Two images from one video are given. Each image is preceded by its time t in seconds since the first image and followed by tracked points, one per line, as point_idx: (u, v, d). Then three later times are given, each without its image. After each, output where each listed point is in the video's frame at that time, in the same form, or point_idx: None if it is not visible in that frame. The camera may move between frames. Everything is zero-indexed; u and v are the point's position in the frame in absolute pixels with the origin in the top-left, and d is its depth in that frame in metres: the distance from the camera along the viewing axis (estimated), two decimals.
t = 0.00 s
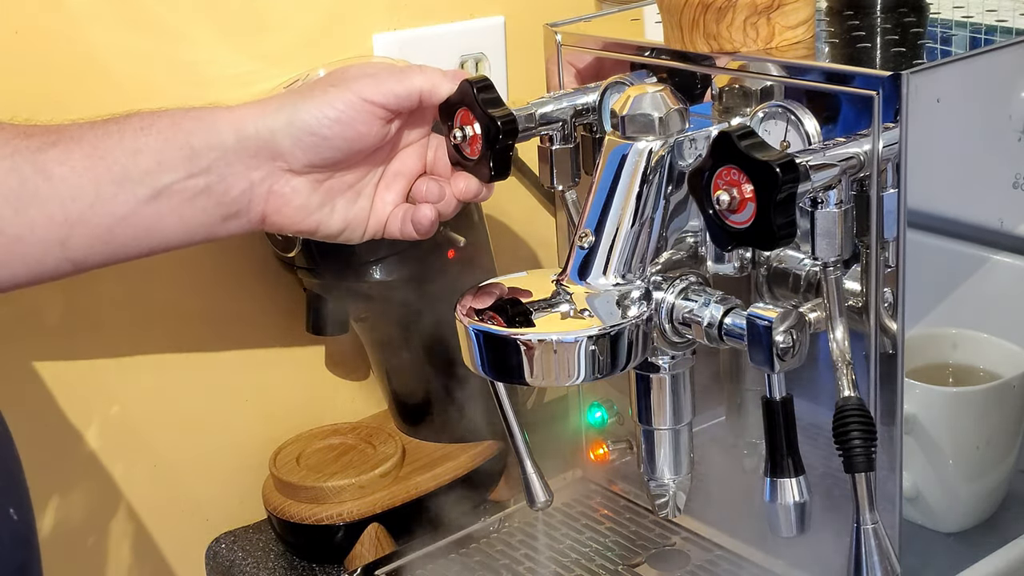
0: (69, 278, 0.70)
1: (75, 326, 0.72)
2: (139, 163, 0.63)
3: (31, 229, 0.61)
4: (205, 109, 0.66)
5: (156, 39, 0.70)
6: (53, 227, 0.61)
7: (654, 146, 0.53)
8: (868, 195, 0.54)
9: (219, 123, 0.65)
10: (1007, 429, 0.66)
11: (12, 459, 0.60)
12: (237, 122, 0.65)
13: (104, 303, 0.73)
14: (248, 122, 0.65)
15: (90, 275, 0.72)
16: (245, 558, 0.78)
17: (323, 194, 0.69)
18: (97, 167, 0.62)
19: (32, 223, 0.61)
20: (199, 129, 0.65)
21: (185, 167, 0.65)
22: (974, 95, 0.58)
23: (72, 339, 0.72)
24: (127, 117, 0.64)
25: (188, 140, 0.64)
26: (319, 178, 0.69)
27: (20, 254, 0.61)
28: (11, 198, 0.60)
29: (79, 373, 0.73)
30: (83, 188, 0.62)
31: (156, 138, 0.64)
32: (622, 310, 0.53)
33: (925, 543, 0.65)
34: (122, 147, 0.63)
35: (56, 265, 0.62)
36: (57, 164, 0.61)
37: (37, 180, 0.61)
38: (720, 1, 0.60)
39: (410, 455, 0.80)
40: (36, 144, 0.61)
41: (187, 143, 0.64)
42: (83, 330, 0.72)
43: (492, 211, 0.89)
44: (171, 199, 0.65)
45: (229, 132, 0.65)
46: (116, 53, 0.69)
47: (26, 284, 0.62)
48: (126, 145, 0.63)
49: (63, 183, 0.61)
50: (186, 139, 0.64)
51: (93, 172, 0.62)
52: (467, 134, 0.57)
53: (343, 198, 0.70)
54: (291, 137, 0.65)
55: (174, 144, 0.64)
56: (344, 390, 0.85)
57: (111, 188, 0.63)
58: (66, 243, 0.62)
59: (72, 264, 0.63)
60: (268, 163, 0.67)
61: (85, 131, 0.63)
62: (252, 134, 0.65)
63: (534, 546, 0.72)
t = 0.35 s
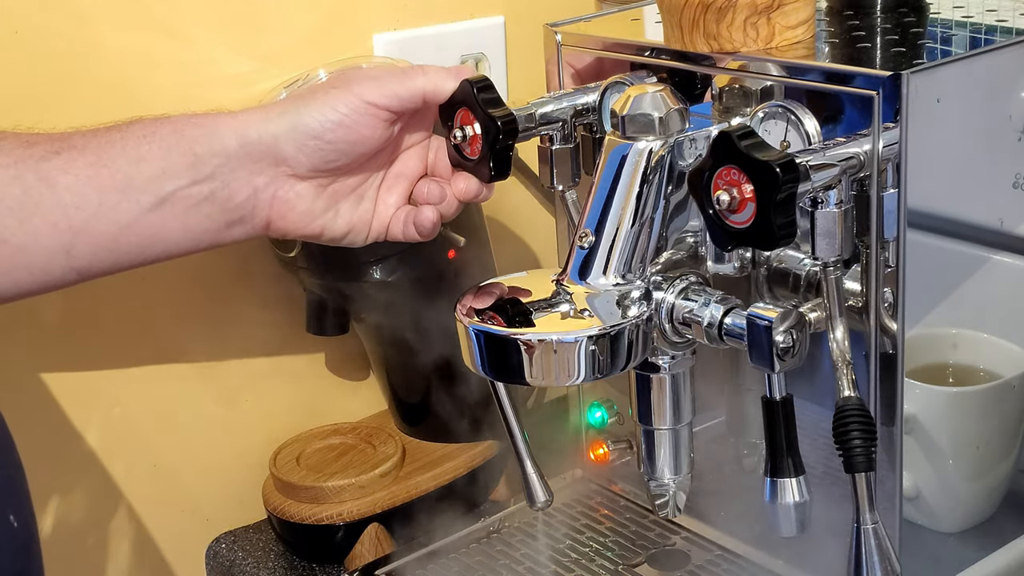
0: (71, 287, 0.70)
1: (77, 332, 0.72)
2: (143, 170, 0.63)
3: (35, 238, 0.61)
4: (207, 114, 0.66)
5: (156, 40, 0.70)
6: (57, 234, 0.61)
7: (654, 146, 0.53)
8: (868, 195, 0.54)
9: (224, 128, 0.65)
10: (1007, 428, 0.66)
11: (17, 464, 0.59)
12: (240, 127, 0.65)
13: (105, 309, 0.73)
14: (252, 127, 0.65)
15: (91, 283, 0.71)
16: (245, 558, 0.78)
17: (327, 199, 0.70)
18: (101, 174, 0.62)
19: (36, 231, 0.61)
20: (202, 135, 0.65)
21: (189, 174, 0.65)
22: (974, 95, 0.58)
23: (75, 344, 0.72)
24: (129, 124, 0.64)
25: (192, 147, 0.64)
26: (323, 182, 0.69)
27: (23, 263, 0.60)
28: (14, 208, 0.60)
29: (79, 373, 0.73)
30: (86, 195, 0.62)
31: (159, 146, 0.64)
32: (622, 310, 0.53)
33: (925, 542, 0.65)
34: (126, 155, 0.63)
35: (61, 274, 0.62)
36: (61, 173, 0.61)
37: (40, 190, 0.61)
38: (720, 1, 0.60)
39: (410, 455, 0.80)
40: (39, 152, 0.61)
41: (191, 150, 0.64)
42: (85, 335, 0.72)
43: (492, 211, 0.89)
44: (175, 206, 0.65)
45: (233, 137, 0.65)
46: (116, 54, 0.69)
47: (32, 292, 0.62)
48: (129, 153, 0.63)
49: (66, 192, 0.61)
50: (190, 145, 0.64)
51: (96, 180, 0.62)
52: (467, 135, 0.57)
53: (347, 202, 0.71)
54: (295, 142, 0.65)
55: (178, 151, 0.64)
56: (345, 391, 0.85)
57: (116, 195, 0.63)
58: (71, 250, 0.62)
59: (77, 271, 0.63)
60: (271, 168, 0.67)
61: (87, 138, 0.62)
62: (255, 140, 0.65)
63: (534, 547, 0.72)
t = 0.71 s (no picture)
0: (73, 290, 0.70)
1: (77, 333, 0.72)
2: (145, 172, 0.63)
3: (39, 241, 0.61)
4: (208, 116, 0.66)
5: (156, 40, 0.70)
6: (60, 237, 0.61)
7: (654, 146, 0.53)
8: (868, 195, 0.54)
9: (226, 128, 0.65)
10: (1007, 428, 0.66)
11: (19, 466, 0.59)
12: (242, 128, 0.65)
13: (106, 310, 0.73)
14: (255, 128, 0.65)
15: (93, 286, 0.71)
16: (245, 558, 0.78)
17: (329, 199, 0.70)
18: (103, 176, 0.62)
19: (38, 234, 0.61)
20: (205, 136, 0.65)
21: (191, 175, 0.65)
22: (974, 95, 0.58)
23: (76, 346, 0.72)
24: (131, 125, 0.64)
25: (194, 149, 0.64)
26: (326, 184, 0.69)
27: (26, 266, 0.61)
28: (16, 211, 0.60)
29: (79, 373, 0.73)
30: (88, 197, 0.62)
31: (161, 148, 0.63)
32: (622, 310, 0.53)
33: (925, 543, 0.65)
34: (129, 157, 0.63)
35: (64, 276, 0.62)
36: (63, 175, 0.61)
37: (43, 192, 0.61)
38: (720, 1, 0.60)
39: (410, 455, 0.80)
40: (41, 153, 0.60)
41: (194, 151, 0.64)
42: (86, 337, 0.73)
43: (491, 212, 0.89)
44: (177, 208, 0.65)
45: (235, 139, 0.65)
46: (116, 54, 0.69)
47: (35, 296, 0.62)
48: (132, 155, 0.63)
49: (69, 194, 0.61)
50: (192, 147, 0.64)
51: (100, 183, 0.62)
52: (467, 135, 0.57)
53: (349, 203, 0.71)
54: (297, 142, 0.65)
55: (180, 153, 0.64)
56: (345, 391, 0.86)
57: (118, 197, 0.63)
58: (74, 253, 0.62)
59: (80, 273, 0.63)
60: (274, 169, 0.67)
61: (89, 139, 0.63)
62: (257, 140, 0.65)
63: (534, 547, 0.72)
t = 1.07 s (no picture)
0: (73, 291, 0.70)
1: (78, 332, 0.72)
2: (146, 172, 0.63)
3: (39, 243, 0.60)
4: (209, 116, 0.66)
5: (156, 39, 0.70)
6: (61, 238, 0.61)
7: (654, 146, 0.53)
8: (868, 195, 0.54)
9: (225, 126, 0.65)
10: (1007, 428, 0.66)
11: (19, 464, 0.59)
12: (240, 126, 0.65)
13: (107, 310, 0.73)
14: (255, 129, 0.65)
15: (93, 286, 0.71)
16: (245, 558, 0.78)
17: (331, 199, 0.70)
18: (104, 176, 0.62)
19: (39, 235, 0.60)
20: (203, 134, 0.65)
21: (193, 176, 0.65)
22: (974, 95, 0.58)
23: (76, 345, 0.72)
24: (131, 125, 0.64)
25: (195, 148, 0.64)
26: (327, 183, 0.69)
27: (27, 267, 0.60)
28: (17, 211, 0.59)
29: (80, 372, 0.73)
30: (89, 197, 0.62)
31: (163, 147, 0.63)
32: (622, 310, 0.53)
33: (925, 542, 0.65)
34: (130, 157, 0.63)
35: (64, 278, 0.62)
36: (63, 175, 0.61)
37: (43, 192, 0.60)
38: (720, 1, 0.60)
39: (410, 455, 0.80)
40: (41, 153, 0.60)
41: (195, 151, 0.64)
42: (87, 336, 0.73)
43: (491, 212, 0.89)
44: (179, 208, 0.65)
45: (233, 137, 0.65)
46: (116, 54, 0.69)
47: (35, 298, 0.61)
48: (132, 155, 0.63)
49: (69, 195, 0.61)
50: (193, 146, 0.64)
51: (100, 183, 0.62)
52: (467, 135, 0.57)
53: (349, 203, 0.71)
54: (299, 142, 0.65)
55: (181, 152, 0.64)
56: (345, 391, 0.86)
57: (119, 197, 0.63)
58: (75, 254, 0.62)
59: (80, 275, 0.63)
60: (276, 168, 0.67)
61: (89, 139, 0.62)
62: (259, 140, 0.65)
63: (534, 546, 0.72)
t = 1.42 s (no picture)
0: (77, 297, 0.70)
1: (81, 335, 0.72)
2: (153, 176, 0.62)
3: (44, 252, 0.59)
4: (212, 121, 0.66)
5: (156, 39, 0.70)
6: (68, 245, 0.59)
7: (654, 146, 0.53)
8: (868, 195, 0.54)
9: (226, 126, 0.65)
10: (1007, 428, 0.65)
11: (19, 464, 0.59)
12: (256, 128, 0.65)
13: (108, 314, 0.73)
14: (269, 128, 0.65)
15: (95, 293, 0.72)
16: (245, 558, 0.78)
17: (339, 201, 0.70)
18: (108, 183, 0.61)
19: (45, 242, 0.58)
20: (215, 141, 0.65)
21: (202, 180, 0.64)
22: (974, 95, 0.58)
23: (79, 348, 0.72)
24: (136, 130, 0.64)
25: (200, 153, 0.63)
26: (335, 184, 0.70)
27: (33, 274, 0.58)
28: (22, 219, 0.57)
29: (80, 372, 0.73)
30: (95, 204, 0.60)
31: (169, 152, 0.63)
32: (622, 310, 0.53)
33: (925, 542, 0.65)
34: (136, 162, 0.62)
35: (70, 285, 0.60)
36: (69, 181, 0.59)
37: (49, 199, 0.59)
38: (720, 1, 0.60)
39: (410, 455, 0.80)
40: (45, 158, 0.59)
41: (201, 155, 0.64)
42: (89, 338, 0.73)
43: (491, 212, 0.89)
44: (186, 213, 0.64)
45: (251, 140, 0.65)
46: (117, 53, 0.69)
47: (39, 307, 0.60)
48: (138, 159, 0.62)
49: (75, 201, 0.59)
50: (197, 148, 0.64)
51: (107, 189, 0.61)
52: (467, 135, 0.57)
53: (356, 204, 0.71)
54: (306, 142, 0.65)
55: (186, 156, 0.64)
56: (345, 390, 0.86)
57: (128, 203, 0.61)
58: (81, 261, 0.60)
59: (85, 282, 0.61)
60: (282, 171, 0.67)
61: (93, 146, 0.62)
62: (265, 143, 0.65)
63: (534, 546, 0.72)
